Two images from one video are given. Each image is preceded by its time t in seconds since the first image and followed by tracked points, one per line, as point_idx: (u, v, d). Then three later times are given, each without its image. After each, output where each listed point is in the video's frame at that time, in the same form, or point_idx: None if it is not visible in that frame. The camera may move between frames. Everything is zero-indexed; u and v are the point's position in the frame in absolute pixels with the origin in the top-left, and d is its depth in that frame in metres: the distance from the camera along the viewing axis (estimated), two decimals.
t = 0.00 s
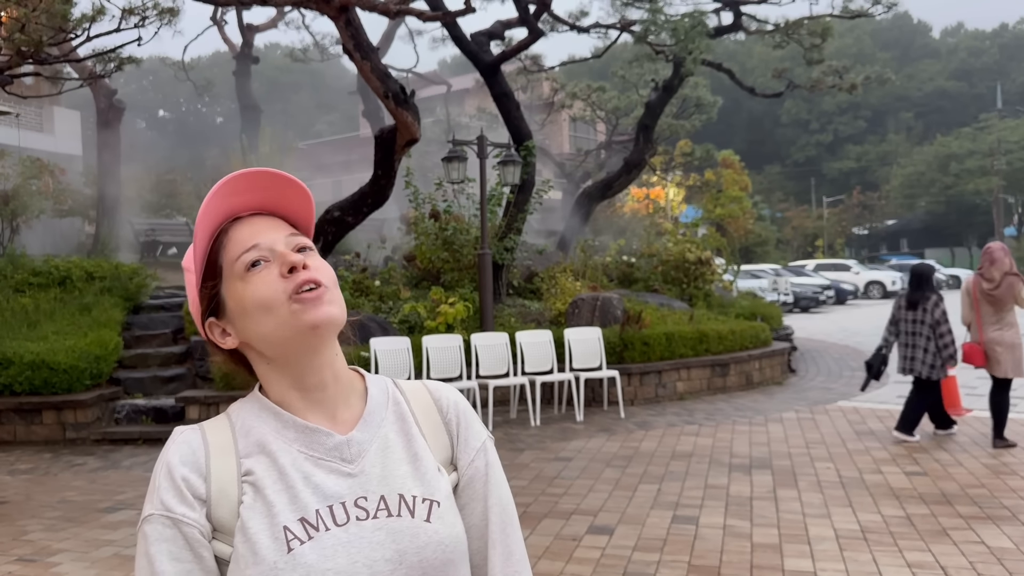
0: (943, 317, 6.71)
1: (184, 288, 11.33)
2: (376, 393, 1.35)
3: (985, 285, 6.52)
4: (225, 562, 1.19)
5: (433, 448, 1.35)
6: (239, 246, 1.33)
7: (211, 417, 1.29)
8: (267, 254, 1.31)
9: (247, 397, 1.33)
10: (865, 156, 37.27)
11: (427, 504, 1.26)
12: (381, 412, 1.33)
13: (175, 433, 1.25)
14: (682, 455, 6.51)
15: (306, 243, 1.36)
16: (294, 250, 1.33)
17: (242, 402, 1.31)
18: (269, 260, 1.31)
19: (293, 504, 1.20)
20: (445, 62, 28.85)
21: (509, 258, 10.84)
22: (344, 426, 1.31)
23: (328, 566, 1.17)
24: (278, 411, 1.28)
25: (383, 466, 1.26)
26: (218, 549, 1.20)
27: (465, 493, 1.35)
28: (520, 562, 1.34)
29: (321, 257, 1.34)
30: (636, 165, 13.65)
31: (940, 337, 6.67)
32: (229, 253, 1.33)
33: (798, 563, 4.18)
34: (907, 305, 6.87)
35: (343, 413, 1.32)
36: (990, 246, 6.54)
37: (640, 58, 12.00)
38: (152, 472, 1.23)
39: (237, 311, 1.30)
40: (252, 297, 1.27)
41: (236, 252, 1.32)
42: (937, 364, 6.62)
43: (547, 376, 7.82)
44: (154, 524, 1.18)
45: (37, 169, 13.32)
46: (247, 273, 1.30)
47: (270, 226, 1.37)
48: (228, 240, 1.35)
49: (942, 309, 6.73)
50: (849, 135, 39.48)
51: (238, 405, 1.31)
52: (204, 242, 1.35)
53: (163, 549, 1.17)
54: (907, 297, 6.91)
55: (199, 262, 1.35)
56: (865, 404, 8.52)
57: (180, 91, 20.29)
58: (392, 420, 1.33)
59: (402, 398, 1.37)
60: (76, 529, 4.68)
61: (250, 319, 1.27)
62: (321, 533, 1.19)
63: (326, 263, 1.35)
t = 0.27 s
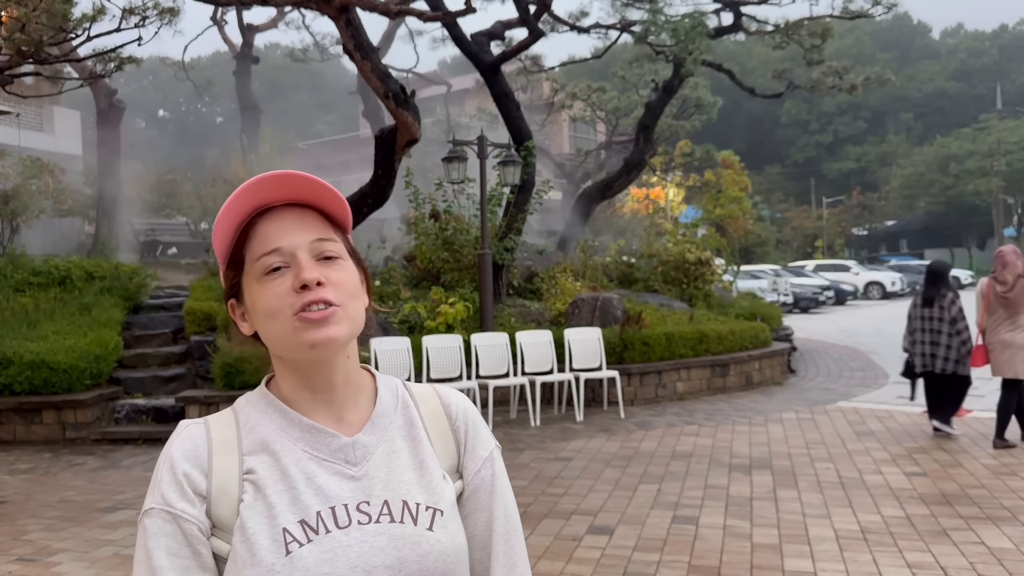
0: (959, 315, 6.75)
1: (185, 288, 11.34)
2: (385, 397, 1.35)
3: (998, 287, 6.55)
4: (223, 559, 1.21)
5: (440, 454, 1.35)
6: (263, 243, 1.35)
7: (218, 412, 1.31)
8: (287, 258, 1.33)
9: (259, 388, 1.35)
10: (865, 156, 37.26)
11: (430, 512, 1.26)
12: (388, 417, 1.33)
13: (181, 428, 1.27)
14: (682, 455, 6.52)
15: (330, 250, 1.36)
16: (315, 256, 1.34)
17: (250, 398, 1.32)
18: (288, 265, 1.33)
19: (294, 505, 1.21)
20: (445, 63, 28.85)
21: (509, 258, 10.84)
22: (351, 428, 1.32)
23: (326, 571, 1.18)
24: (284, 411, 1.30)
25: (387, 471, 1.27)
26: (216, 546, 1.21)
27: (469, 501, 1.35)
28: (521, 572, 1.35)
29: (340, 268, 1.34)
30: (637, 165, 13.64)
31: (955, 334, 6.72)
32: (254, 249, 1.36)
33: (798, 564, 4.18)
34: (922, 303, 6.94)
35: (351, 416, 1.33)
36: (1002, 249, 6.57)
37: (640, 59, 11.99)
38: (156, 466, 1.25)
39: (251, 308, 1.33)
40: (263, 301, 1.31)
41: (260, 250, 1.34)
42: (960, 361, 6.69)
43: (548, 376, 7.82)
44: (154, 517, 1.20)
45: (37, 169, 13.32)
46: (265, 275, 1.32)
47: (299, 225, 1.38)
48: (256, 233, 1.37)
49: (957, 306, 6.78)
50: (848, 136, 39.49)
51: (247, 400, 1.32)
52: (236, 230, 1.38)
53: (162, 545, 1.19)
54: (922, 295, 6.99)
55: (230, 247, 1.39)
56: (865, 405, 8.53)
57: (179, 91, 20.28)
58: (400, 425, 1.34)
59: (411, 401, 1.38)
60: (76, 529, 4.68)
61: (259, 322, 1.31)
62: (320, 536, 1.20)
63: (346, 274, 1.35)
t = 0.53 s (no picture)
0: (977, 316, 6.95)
1: (184, 288, 11.33)
2: (391, 401, 1.37)
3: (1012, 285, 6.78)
4: (224, 563, 1.21)
5: (447, 457, 1.37)
6: (282, 241, 1.33)
7: (218, 410, 1.30)
8: (304, 262, 1.32)
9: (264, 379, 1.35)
10: (864, 156, 37.27)
11: (436, 519, 1.28)
12: (394, 419, 1.35)
13: (181, 426, 1.26)
14: (682, 455, 6.52)
15: (349, 257, 1.34)
16: (331, 263, 1.33)
17: (252, 395, 1.31)
18: (303, 268, 1.32)
19: (300, 510, 1.22)
20: (444, 62, 28.84)
21: (509, 258, 10.83)
22: (357, 431, 1.33)
23: None
24: (288, 412, 1.30)
25: (392, 476, 1.29)
26: (216, 550, 1.21)
27: (475, 506, 1.39)
28: None
29: (353, 280, 1.33)
30: (636, 165, 13.63)
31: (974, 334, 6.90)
32: (273, 244, 1.34)
33: (798, 564, 4.18)
34: (942, 302, 7.07)
35: (356, 419, 1.34)
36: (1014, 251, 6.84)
37: (640, 59, 11.98)
38: (154, 465, 1.23)
39: (262, 303, 1.34)
40: (271, 302, 1.31)
41: (278, 249, 1.33)
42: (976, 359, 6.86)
43: (547, 376, 7.82)
44: (152, 519, 1.19)
45: (36, 168, 13.31)
46: (278, 275, 1.32)
47: (323, 226, 1.34)
48: (278, 227, 1.35)
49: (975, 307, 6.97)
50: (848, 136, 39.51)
51: (248, 398, 1.31)
52: (260, 217, 1.35)
53: (160, 547, 1.18)
54: (940, 295, 7.15)
55: (251, 232, 1.37)
56: (864, 405, 8.53)
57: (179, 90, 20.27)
58: (405, 428, 1.36)
59: (416, 404, 1.40)
60: (75, 528, 4.67)
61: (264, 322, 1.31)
62: (326, 542, 1.21)
63: (360, 283, 1.34)
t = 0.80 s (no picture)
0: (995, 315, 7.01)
1: (183, 286, 11.32)
2: (397, 404, 1.37)
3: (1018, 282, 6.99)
4: (228, 566, 1.20)
5: (451, 463, 1.38)
6: (288, 245, 1.31)
7: (222, 406, 1.28)
8: (311, 266, 1.30)
9: (270, 377, 1.34)
10: (863, 156, 37.29)
11: (443, 526, 1.29)
12: (401, 422, 1.35)
13: (185, 421, 1.24)
14: (680, 454, 6.52)
15: (357, 260, 1.33)
16: (339, 267, 1.31)
17: (256, 391, 1.30)
18: (311, 272, 1.30)
19: (309, 514, 1.21)
20: (444, 61, 28.84)
21: (508, 257, 10.83)
22: (363, 434, 1.32)
23: None
24: (294, 412, 1.28)
25: (400, 480, 1.28)
26: (220, 552, 1.20)
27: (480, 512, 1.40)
28: None
29: (361, 285, 1.32)
30: (636, 164, 13.62)
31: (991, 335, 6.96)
32: (280, 246, 1.32)
33: (796, 563, 4.18)
34: (960, 302, 7.18)
35: (362, 421, 1.33)
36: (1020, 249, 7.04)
37: (639, 57, 11.97)
38: (158, 460, 1.22)
39: (269, 305, 1.33)
40: (278, 306, 1.30)
41: (285, 252, 1.31)
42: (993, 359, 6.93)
43: (546, 375, 7.83)
44: (156, 517, 1.18)
45: (35, 167, 13.30)
46: (285, 279, 1.31)
47: (331, 230, 1.32)
48: (286, 230, 1.33)
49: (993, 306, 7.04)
50: (847, 135, 39.53)
51: (253, 394, 1.30)
52: (268, 219, 1.34)
53: (164, 547, 1.17)
54: (960, 294, 7.24)
55: (260, 232, 1.35)
56: (863, 405, 8.54)
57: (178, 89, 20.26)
58: (412, 431, 1.36)
59: (422, 406, 1.40)
60: (74, 526, 4.67)
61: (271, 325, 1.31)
62: (335, 548, 1.21)
63: (369, 288, 1.33)
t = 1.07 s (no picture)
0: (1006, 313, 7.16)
1: (181, 285, 11.30)
2: (399, 400, 1.37)
3: None
4: (230, 566, 1.20)
5: (452, 460, 1.38)
6: (289, 235, 1.31)
7: (222, 402, 1.28)
8: (312, 256, 1.31)
9: (268, 371, 1.34)
10: (861, 155, 37.32)
11: (445, 525, 1.30)
12: (401, 419, 1.35)
13: (185, 418, 1.23)
14: (678, 453, 6.53)
15: (358, 252, 1.33)
16: (340, 258, 1.32)
17: (255, 387, 1.30)
18: (312, 263, 1.31)
19: (312, 513, 1.22)
20: (442, 60, 28.84)
21: (506, 256, 10.83)
22: (365, 430, 1.33)
23: None
24: (296, 409, 1.28)
25: (402, 478, 1.29)
26: (221, 552, 1.20)
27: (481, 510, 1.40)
28: None
29: (363, 276, 1.32)
30: (634, 163, 13.61)
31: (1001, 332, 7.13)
32: (280, 237, 1.32)
33: (793, 561, 4.19)
34: (971, 299, 7.37)
35: (364, 417, 1.34)
36: None
37: (637, 56, 11.97)
38: (158, 458, 1.21)
39: (269, 297, 1.33)
40: (278, 298, 1.30)
41: (286, 243, 1.31)
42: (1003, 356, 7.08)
43: (544, 374, 7.83)
44: (157, 516, 1.18)
45: (32, 165, 13.28)
46: (285, 270, 1.31)
47: (332, 220, 1.33)
48: (285, 221, 1.32)
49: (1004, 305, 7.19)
50: (845, 134, 39.57)
51: (252, 389, 1.29)
52: (266, 211, 1.33)
53: (165, 546, 1.17)
54: (971, 290, 7.40)
55: (258, 223, 1.35)
56: (860, 404, 8.55)
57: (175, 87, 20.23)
58: (413, 428, 1.36)
59: (423, 403, 1.40)
60: (71, 524, 4.67)
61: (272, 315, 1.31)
62: (340, 547, 1.21)
63: (370, 279, 1.33)
